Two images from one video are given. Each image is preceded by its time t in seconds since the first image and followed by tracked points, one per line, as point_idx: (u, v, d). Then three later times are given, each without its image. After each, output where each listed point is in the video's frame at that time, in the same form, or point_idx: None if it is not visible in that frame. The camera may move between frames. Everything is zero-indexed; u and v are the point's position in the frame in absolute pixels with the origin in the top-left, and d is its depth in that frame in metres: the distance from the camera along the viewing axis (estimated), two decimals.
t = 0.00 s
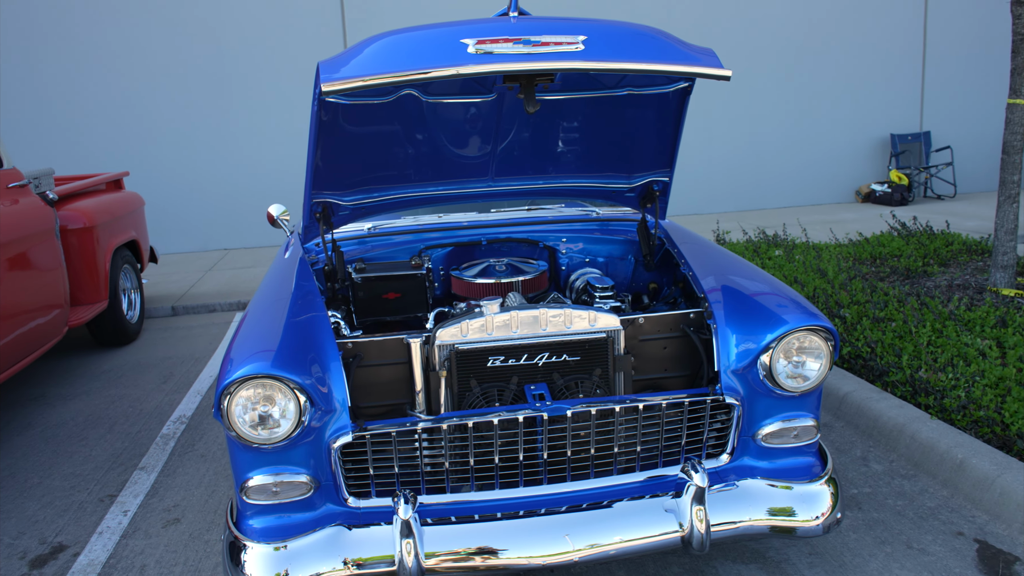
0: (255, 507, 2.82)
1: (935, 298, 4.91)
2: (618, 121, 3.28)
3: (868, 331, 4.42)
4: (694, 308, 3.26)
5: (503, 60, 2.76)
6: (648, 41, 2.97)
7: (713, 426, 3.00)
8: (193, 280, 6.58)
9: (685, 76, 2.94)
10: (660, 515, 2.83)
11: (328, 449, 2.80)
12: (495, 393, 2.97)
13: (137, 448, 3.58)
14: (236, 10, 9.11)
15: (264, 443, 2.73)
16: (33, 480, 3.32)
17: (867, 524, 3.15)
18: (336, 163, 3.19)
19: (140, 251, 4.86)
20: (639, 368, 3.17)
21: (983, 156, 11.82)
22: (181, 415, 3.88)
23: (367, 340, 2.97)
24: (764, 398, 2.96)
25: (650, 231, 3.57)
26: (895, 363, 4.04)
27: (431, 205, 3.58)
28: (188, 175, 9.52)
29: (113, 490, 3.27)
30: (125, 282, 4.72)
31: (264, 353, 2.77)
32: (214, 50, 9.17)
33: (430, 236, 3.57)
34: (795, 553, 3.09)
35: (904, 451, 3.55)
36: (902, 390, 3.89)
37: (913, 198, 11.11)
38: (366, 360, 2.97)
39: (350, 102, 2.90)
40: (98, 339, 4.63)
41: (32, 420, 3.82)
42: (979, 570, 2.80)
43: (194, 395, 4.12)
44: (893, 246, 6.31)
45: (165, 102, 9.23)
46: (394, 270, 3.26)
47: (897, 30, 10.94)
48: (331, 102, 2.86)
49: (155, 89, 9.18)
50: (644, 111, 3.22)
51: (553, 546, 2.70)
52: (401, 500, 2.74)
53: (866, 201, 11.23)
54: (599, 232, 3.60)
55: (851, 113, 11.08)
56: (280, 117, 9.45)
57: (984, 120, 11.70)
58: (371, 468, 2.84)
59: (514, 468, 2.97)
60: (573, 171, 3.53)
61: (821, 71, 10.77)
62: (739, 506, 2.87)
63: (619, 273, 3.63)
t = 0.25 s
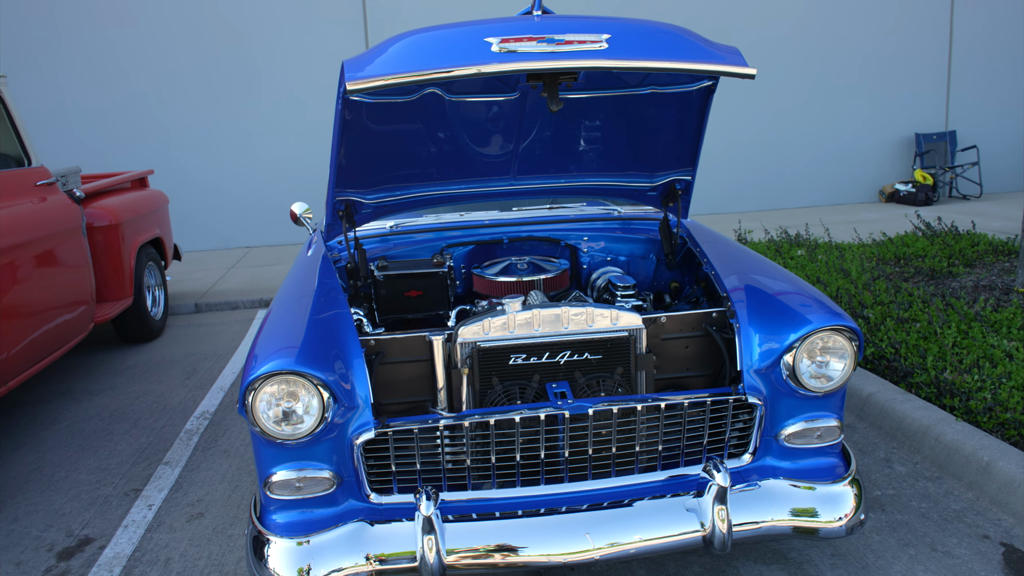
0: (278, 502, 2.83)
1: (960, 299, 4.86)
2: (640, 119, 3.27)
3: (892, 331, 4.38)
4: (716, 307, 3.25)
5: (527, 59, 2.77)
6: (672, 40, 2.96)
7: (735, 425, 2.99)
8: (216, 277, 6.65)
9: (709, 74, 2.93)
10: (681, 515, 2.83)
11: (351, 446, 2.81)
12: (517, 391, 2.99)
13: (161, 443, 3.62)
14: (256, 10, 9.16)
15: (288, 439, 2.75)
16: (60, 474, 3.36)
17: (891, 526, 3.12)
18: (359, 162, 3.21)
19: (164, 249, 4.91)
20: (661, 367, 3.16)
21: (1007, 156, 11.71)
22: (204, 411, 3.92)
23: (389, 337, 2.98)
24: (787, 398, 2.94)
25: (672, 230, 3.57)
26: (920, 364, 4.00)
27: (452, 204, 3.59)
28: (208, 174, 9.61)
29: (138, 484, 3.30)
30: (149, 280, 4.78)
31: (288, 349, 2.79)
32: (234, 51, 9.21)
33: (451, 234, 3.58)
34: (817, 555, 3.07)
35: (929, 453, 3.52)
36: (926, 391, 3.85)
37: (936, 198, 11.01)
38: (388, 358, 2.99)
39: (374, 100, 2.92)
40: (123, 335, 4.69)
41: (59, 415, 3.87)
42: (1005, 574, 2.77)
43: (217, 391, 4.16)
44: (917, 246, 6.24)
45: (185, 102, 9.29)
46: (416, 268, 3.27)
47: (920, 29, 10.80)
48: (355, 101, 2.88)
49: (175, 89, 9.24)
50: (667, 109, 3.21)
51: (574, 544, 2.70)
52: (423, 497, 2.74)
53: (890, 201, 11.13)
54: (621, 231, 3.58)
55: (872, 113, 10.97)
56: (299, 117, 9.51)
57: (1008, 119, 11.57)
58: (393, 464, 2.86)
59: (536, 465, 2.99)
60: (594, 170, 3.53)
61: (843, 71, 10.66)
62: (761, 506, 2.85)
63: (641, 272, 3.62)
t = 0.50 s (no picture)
0: (298, 496, 2.85)
1: (981, 296, 4.81)
2: (658, 115, 3.27)
3: (912, 329, 4.35)
4: (735, 304, 3.24)
5: (546, 54, 2.77)
6: (691, 35, 2.95)
7: (754, 422, 2.97)
8: (234, 274, 6.70)
9: (728, 69, 2.92)
10: (699, 511, 2.81)
11: (369, 441, 2.82)
12: (534, 386, 2.97)
13: (181, 438, 3.65)
14: (271, 10, 9.21)
15: (307, 434, 2.76)
16: (82, 468, 3.41)
17: (910, 524, 3.10)
18: (378, 158, 3.22)
19: (184, 246, 4.96)
20: (678, 364, 3.16)
21: None
22: (223, 407, 3.95)
23: (408, 333, 3.00)
24: (806, 395, 2.92)
25: (690, 227, 3.55)
26: (940, 361, 3.97)
27: (470, 200, 3.60)
28: (223, 173, 9.67)
29: (159, 479, 3.33)
30: (169, 277, 4.82)
31: (307, 345, 2.80)
32: (250, 50, 9.27)
33: (469, 231, 3.62)
34: (836, 552, 3.05)
35: (949, 451, 3.49)
36: (947, 389, 3.82)
37: (957, 194, 10.91)
38: (406, 353, 3.00)
39: (393, 97, 2.93)
40: (143, 331, 4.73)
41: (81, 410, 3.92)
42: None
43: (235, 387, 4.19)
44: (937, 243, 6.19)
45: (201, 101, 9.36)
46: (434, 264, 3.29)
47: (938, 25, 10.69)
48: (374, 97, 2.90)
49: (191, 88, 9.31)
50: (685, 105, 3.20)
51: (591, 540, 2.70)
52: (440, 492, 2.75)
53: (910, 198, 11.04)
54: (638, 228, 3.60)
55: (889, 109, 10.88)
56: (314, 115, 9.55)
57: None
58: (411, 459, 2.86)
59: (553, 461, 2.97)
60: (612, 166, 3.53)
61: (859, 67, 10.57)
62: (780, 503, 2.83)
63: (658, 268, 3.62)
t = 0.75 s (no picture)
0: (315, 490, 2.87)
1: (1000, 295, 4.78)
2: (675, 112, 3.26)
3: (929, 328, 4.33)
4: (751, 301, 3.23)
5: (564, 51, 2.78)
6: (708, 31, 2.95)
7: (770, 420, 2.96)
8: (250, 270, 6.74)
9: (746, 66, 2.92)
10: (715, 508, 2.81)
11: (386, 435, 2.84)
12: (550, 382, 3.00)
13: (199, 432, 3.68)
14: (285, 7, 9.24)
15: (324, 428, 2.78)
16: (101, 460, 3.44)
17: (928, 524, 3.08)
18: (395, 155, 3.24)
19: (201, 242, 5.00)
20: (694, 361, 3.15)
21: None
22: (240, 401, 3.98)
23: (425, 328, 3.00)
24: (823, 393, 2.91)
25: (707, 224, 3.54)
26: (958, 361, 3.94)
27: (486, 197, 3.61)
28: (237, 170, 9.73)
29: (177, 471, 3.36)
30: (186, 272, 4.86)
31: (325, 340, 2.82)
32: (264, 47, 9.30)
33: (484, 227, 3.60)
34: (852, 551, 3.03)
35: (966, 451, 3.47)
36: (965, 389, 3.80)
37: (975, 193, 10.83)
38: (423, 349, 3.00)
39: (411, 94, 2.95)
40: (160, 326, 4.77)
41: (99, 403, 3.96)
42: None
43: (252, 381, 4.22)
44: (956, 241, 6.14)
45: (215, 99, 9.40)
46: (450, 261, 3.29)
47: (954, 22, 10.60)
48: (391, 94, 2.91)
49: (206, 86, 9.36)
50: (703, 102, 3.19)
51: (606, 536, 2.70)
52: (457, 486, 2.80)
53: (928, 196, 10.99)
54: (655, 225, 3.60)
55: (905, 108, 10.80)
56: (327, 113, 9.58)
57: None
58: (427, 454, 2.87)
59: (569, 457, 2.96)
60: (628, 163, 3.53)
61: (874, 65, 10.49)
62: (796, 501, 2.82)
63: (674, 265, 3.65)
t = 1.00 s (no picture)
0: (345, 481, 2.90)
1: None
2: (706, 107, 3.24)
3: (962, 328, 4.27)
4: (782, 298, 3.20)
5: (596, 45, 2.76)
6: (741, 26, 2.92)
7: (800, 418, 2.95)
8: (277, 263, 6.80)
9: (779, 61, 2.89)
10: (744, 506, 2.81)
11: (416, 428, 2.86)
12: (578, 377, 3.00)
13: (228, 422, 3.72)
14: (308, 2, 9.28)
15: (355, 420, 2.80)
16: (133, 449, 3.49)
17: (960, 526, 3.05)
18: (424, 149, 3.25)
19: (229, 235, 5.05)
20: (724, 357, 3.13)
21: None
22: (268, 392, 4.01)
23: (454, 322, 3.01)
24: (855, 392, 2.88)
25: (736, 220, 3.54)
26: (992, 361, 3.89)
27: (514, 191, 3.61)
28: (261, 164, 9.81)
29: (207, 461, 3.40)
30: (214, 264, 4.91)
31: (355, 332, 2.84)
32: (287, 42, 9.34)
33: (511, 222, 3.60)
34: (882, 552, 3.01)
35: (1000, 453, 3.42)
36: (999, 390, 3.75)
37: (1008, 190, 10.67)
38: (452, 343, 3.02)
39: (441, 88, 2.95)
40: (190, 317, 4.83)
41: (130, 392, 4.02)
42: None
43: (280, 373, 4.25)
44: (990, 239, 6.05)
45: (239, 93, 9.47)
46: (478, 255, 3.29)
47: (985, 17, 10.42)
48: (421, 88, 2.91)
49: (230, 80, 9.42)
50: (734, 97, 3.17)
51: (634, 532, 2.70)
52: (486, 479, 2.80)
53: (959, 193, 10.85)
54: (684, 221, 3.57)
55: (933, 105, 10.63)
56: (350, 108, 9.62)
57: None
58: (456, 447, 2.89)
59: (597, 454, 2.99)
60: (657, 159, 3.51)
61: (902, 61, 10.34)
62: (826, 501, 2.80)
63: (703, 262, 3.60)
